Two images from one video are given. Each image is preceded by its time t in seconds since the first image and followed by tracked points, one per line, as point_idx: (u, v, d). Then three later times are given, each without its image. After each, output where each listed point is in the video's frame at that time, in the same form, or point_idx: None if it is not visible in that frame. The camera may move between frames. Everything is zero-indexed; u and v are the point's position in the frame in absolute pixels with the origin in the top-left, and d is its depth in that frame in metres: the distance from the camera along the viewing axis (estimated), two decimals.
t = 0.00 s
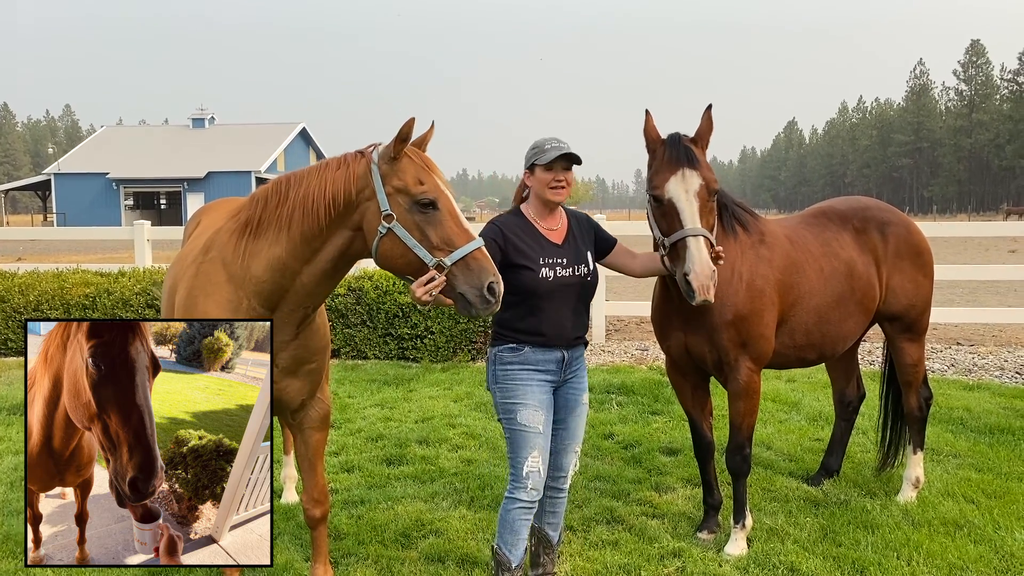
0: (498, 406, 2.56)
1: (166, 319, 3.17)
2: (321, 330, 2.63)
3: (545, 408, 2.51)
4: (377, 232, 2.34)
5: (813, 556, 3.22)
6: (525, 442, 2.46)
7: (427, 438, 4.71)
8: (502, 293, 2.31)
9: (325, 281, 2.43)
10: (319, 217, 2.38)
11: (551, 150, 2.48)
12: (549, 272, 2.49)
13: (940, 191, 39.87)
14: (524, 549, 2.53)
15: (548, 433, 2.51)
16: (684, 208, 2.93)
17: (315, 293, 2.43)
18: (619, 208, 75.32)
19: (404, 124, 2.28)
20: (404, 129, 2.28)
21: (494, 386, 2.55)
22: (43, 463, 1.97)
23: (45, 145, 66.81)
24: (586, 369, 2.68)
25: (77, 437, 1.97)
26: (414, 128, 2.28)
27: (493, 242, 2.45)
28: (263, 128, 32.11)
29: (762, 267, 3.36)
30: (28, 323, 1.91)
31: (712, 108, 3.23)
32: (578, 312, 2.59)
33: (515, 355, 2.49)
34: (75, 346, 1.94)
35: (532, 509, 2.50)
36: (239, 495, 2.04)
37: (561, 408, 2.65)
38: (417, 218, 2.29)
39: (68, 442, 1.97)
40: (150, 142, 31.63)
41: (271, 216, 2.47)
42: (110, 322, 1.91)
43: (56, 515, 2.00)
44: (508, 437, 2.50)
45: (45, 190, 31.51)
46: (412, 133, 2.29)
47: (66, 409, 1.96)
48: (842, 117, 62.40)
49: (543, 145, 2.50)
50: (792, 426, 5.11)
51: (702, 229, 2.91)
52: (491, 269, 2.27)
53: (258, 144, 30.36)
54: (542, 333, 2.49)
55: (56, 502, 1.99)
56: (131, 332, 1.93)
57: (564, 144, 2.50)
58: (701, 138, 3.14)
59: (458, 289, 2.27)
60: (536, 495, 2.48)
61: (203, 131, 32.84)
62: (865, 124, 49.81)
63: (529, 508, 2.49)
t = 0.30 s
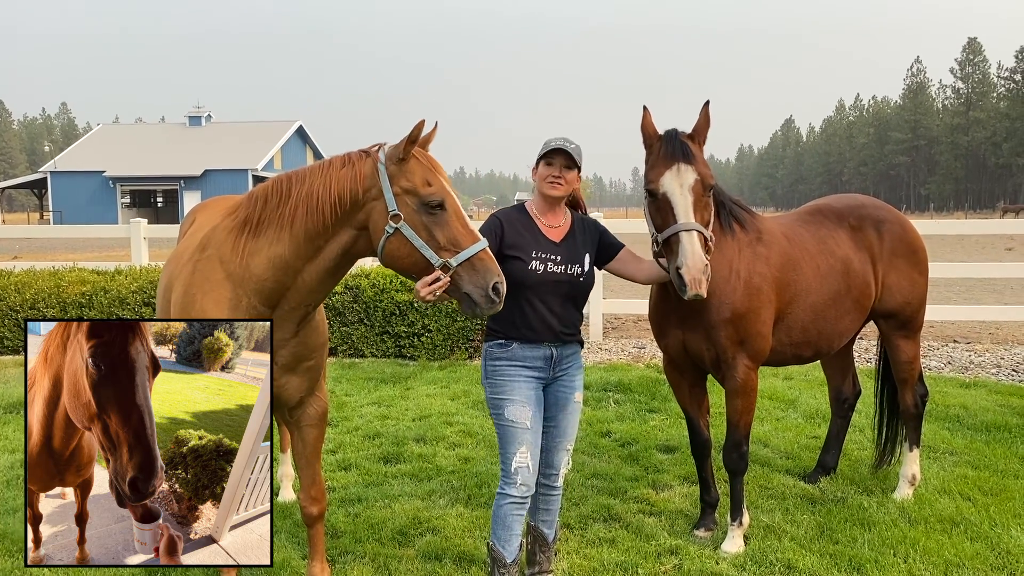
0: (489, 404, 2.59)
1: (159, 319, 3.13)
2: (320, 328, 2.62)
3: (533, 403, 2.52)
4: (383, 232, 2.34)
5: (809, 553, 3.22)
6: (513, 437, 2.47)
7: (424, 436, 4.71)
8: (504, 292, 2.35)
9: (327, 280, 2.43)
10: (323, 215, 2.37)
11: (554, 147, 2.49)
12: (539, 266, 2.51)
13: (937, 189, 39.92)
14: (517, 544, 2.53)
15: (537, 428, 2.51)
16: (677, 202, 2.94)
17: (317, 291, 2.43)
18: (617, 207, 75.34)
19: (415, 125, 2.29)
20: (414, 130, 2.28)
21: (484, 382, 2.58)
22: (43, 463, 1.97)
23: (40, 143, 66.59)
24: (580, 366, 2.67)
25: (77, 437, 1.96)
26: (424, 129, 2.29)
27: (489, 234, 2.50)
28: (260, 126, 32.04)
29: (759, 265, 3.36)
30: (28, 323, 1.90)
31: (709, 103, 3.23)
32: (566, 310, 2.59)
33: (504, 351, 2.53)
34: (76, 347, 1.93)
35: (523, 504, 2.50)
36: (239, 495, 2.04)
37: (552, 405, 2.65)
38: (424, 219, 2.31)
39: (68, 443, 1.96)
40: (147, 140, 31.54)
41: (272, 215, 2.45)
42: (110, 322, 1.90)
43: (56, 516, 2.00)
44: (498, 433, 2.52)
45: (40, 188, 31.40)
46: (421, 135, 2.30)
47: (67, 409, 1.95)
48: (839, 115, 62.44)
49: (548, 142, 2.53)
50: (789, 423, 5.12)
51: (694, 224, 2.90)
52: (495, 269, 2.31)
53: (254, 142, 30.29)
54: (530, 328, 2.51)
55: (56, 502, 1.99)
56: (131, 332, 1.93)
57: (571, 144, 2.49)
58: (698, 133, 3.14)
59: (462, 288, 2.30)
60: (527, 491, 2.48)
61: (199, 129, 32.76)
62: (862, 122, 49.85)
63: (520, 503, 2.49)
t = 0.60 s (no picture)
0: (483, 400, 2.61)
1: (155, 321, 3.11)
2: (317, 325, 2.63)
3: (525, 400, 2.53)
4: (391, 228, 2.35)
5: (807, 551, 3.22)
6: (504, 434, 2.48)
7: (422, 435, 4.70)
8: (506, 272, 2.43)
9: (325, 276, 2.44)
10: (321, 213, 2.37)
11: (563, 151, 2.49)
12: (537, 263, 2.52)
13: (936, 187, 39.93)
14: (512, 542, 2.54)
15: (529, 426, 2.52)
16: (649, 189, 2.89)
17: (315, 288, 2.43)
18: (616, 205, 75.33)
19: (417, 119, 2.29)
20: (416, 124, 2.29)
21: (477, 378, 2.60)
22: (43, 463, 2.00)
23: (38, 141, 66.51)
24: (574, 365, 2.65)
25: (76, 437, 1.98)
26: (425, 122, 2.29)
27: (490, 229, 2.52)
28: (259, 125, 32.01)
29: (756, 263, 3.35)
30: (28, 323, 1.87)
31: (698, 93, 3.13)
32: (562, 308, 2.58)
33: (496, 347, 2.54)
34: (77, 347, 1.91)
35: (517, 501, 2.51)
36: (238, 496, 2.06)
37: (546, 405, 2.64)
38: (432, 211, 2.31)
39: (67, 442, 1.98)
40: (145, 139, 31.48)
41: (268, 213, 2.44)
42: (112, 323, 1.91)
43: (56, 516, 2.04)
44: (490, 430, 2.53)
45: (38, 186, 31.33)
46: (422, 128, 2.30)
47: (66, 409, 1.95)
48: (838, 113, 62.41)
49: (558, 146, 2.52)
50: (787, 422, 5.12)
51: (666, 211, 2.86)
52: (502, 251, 2.36)
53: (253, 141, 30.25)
54: (525, 325, 2.51)
55: (56, 502, 2.03)
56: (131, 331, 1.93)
57: (579, 149, 2.49)
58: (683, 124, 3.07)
59: (473, 271, 2.34)
60: (520, 488, 2.49)
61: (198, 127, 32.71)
62: (861, 120, 49.86)
63: (514, 501, 2.50)
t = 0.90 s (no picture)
0: (480, 399, 2.61)
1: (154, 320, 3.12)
2: (314, 325, 2.63)
3: (522, 400, 2.53)
4: (391, 233, 2.34)
5: (805, 551, 3.22)
6: (501, 433, 2.48)
7: (420, 434, 4.70)
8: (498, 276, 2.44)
9: (322, 279, 2.43)
10: (317, 216, 2.35)
11: (549, 150, 2.47)
12: (530, 263, 2.52)
13: (937, 186, 39.89)
14: (510, 542, 2.54)
15: (525, 426, 2.51)
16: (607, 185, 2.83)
17: (311, 291, 2.43)
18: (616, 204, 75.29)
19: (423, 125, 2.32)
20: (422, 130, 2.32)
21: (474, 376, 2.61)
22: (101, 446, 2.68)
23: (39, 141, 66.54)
24: (572, 365, 2.65)
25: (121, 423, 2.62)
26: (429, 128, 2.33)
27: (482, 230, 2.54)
28: (259, 124, 32.00)
29: (755, 263, 3.35)
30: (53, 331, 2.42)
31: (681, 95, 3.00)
32: (557, 308, 2.57)
33: (493, 346, 2.56)
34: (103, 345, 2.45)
35: (514, 501, 2.51)
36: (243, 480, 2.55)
37: (543, 405, 2.64)
38: (435, 216, 2.32)
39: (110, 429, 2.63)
40: (145, 138, 31.48)
41: (265, 214, 2.43)
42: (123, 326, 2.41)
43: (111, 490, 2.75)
44: (487, 428, 2.54)
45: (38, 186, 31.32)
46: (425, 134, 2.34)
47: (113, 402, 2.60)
48: (838, 112, 62.38)
49: (545, 144, 2.51)
50: (786, 421, 5.11)
51: (617, 207, 2.77)
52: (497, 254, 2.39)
53: (253, 140, 30.26)
54: (519, 324, 2.52)
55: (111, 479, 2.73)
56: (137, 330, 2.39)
57: (565, 146, 2.47)
58: (661, 124, 2.99)
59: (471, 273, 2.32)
60: (517, 487, 2.49)
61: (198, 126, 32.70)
62: (861, 119, 49.81)
63: (511, 500, 2.50)
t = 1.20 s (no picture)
0: (478, 401, 2.61)
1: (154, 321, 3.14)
2: (309, 326, 2.63)
3: (520, 401, 2.52)
4: (386, 235, 2.32)
5: (804, 553, 3.21)
6: (498, 435, 2.48)
7: (420, 435, 4.70)
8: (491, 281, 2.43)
9: (316, 280, 2.42)
10: (310, 217, 2.34)
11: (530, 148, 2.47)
12: (520, 264, 2.52)
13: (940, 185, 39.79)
14: (507, 544, 2.53)
15: (523, 427, 2.51)
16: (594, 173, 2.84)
17: (305, 292, 2.42)
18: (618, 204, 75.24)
19: (420, 128, 2.32)
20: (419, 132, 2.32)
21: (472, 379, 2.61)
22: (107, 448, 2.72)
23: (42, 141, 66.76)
24: (571, 367, 2.64)
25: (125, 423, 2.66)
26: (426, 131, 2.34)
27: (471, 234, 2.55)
28: (261, 124, 32.03)
29: (754, 263, 3.34)
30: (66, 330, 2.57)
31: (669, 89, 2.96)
32: (552, 308, 2.56)
33: (490, 348, 2.55)
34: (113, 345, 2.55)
35: (512, 503, 2.51)
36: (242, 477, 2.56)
37: (541, 407, 2.63)
38: (430, 218, 2.31)
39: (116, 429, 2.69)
40: (147, 138, 31.53)
41: (259, 215, 2.43)
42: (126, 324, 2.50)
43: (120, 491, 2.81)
44: (484, 430, 2.53)
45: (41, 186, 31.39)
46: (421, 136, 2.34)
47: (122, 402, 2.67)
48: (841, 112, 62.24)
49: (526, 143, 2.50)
50: (787, 422, 5.10)
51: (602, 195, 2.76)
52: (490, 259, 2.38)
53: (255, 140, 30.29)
54: (514, 326, 2.51)
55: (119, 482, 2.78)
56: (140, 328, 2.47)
57: (546, 143, 2.47)
58: (651, 114, 2.96)
59: (464, 277, 2.31)
60: (514, 489, 2.49)
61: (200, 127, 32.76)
62: (864, 118, 49.70)
63: (509, 502, 2.50)
